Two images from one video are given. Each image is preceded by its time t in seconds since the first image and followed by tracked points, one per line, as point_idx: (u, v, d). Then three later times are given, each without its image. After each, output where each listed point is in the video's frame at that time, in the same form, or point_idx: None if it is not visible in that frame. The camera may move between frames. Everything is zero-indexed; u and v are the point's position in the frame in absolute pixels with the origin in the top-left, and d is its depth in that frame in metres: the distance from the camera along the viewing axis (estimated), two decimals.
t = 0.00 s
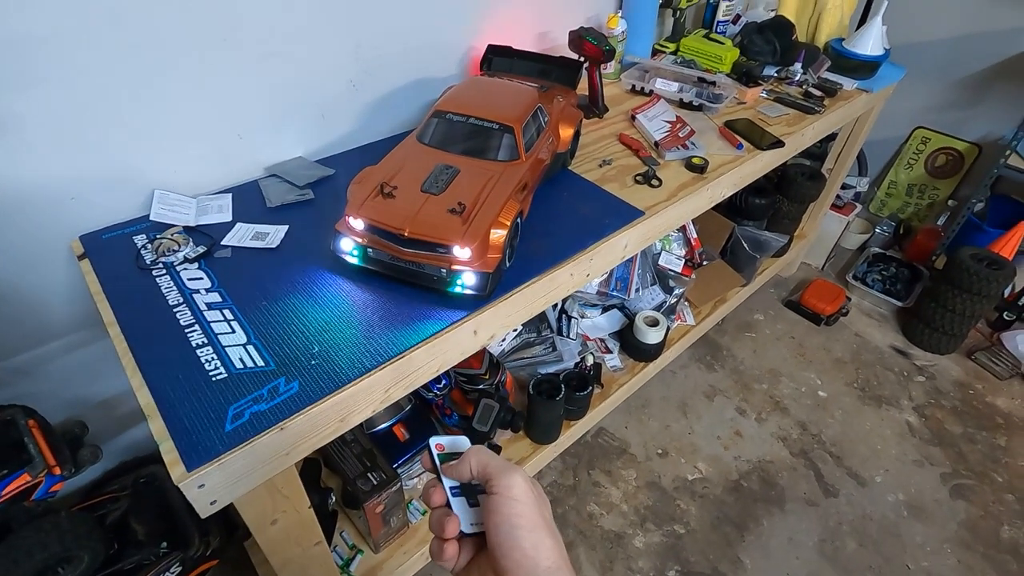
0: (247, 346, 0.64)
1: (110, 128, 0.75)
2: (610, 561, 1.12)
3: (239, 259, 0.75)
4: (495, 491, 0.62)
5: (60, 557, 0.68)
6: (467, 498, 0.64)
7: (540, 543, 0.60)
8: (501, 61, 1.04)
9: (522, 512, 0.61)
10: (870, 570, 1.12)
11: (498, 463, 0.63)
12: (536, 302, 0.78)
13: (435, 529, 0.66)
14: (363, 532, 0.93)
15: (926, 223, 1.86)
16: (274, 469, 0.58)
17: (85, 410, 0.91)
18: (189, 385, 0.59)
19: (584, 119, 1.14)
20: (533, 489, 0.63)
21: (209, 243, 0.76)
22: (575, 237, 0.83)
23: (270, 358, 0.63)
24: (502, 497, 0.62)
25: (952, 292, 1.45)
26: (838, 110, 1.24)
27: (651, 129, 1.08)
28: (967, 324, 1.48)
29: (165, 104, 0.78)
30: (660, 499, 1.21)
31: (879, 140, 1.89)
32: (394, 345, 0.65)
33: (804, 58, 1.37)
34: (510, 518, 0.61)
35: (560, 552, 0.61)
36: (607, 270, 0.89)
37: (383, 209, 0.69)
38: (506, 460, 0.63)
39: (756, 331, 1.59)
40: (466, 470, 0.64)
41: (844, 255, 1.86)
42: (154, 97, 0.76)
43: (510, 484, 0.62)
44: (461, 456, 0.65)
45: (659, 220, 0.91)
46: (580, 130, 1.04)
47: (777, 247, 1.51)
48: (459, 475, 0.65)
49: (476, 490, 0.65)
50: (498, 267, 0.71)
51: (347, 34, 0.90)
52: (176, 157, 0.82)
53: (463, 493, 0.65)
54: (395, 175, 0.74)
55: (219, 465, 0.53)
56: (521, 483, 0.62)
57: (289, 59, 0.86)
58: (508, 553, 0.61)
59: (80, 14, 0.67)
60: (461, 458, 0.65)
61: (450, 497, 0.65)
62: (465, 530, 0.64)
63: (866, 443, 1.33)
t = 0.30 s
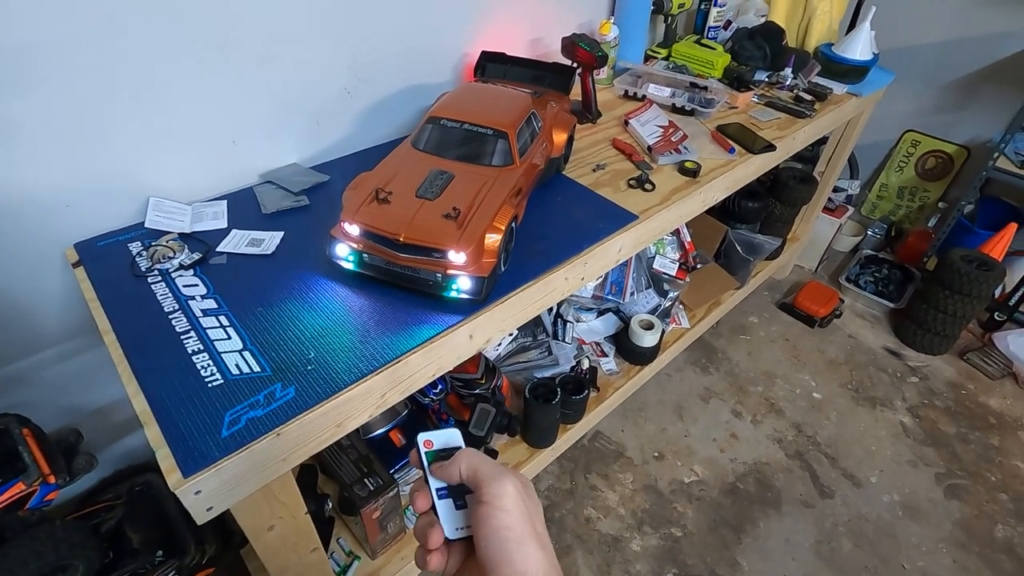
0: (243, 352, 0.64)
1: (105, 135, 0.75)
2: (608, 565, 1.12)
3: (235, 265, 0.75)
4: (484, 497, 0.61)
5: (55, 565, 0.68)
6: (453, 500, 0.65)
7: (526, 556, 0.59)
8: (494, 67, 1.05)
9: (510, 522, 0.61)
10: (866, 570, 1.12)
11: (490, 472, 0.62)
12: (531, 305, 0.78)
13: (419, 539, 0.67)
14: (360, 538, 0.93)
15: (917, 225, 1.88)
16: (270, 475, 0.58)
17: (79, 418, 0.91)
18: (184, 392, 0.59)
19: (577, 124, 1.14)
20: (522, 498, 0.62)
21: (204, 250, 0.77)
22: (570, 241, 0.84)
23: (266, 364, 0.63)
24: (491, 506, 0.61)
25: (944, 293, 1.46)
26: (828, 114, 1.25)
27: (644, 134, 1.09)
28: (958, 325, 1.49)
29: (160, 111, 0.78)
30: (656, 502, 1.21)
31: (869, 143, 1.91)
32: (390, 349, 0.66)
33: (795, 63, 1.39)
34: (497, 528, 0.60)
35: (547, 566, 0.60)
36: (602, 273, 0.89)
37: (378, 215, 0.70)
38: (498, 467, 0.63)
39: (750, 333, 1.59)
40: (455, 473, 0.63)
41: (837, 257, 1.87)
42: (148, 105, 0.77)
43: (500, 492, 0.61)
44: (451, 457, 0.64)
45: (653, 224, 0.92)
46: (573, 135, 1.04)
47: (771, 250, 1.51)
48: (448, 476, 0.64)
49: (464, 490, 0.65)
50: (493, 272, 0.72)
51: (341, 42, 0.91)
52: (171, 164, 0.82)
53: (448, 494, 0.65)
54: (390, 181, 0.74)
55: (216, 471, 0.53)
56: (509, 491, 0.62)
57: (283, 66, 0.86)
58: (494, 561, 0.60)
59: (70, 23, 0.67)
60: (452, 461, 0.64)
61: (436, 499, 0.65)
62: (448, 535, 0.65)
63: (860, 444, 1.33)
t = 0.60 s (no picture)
0: (233, 354, 0.64)
1: (93, 137, 0.74)
2: (602, 563, 1.12)
3: (224, 266, 0.75)
4: (486, 495, 0.61)
5: (43, 571, 0.67)
6: (441, 494, 0.65)
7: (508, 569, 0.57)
8: (485, 67, 1.05)
9: (503, 530, 0.59)
10: (857, 565, 1.13)
11: (497, 470, 0.62)
12: (523, 304, 0.78)
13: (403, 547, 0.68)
14: (353, 540, 0.92)
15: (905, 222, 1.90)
16: (260, 477, 0.58)
17: (68, 422, 0.90)
18: (173, 394, 0.59)
19: (568, 123, 1.15)
20: (524, 510, 0.61)
21: (192, 251, 0.76)
22: (561, 239, 0.84)
23: (256, 365, 0.62)
24: (490, 507, 0.60)
25: (932, 289, 1.48)
26: (817, 112, 1.26)
27: (634, 133, 1.09)
28: (947, 321, 1.50)
29: (147, 112, 0.77)
30: (650, 500, 1.22)
31: (858, 141, 1.92)
32: (381, 349, 0.65)
33: (783, 61, 1.39)
34: (490, 532, 0.60)
35: None
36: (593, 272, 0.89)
37: (368, 215, 0.69)
38: (507, 469, 0.62)
39: (742, 331, 1.60)
40: (467, 462, 0.64)
41: (827, 255, 1.88)
42: (136, 106, 0.76)
43: (502, 496, 0.60)
44: (469, 446, 0.65)
45: (644, 223, 0.92)
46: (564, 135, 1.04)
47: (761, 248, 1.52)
48: (459, 467, 0.65)
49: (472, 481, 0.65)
50: (484, 271, 0.72)
51: (330, 42, 0.90)
52: (159, 165, 0.82)
53: (436, 488, 0.65)
54: (380, 181, 0.74)
55: (205, 474, 0.52)
56: (512, 497, 0.60)
57: (271, 66, 0.86)
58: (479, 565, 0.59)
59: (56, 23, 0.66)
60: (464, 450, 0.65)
61: (421, 493, 0.65)
62: (432, 534, 0.65)
63: (850, 440, 1.34)
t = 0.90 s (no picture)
0: (228, 353, 0.63)
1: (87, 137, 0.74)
2: (600, 560, 1.12)
3: (218, 265, 0.74)
4: (490, 499, 0.60)
5: (40, 571, 0.67)
6: (438, 497, 0.65)
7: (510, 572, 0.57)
8: (481, 64, 1.05)
9: (506, 534, 0.59)
10: (854, 560, 1.13)
11: (501, 474, 0.61)
12: (519, 302, 0.78)
13: (401, 550, 0.66)
14: (351, 538, 0.92)
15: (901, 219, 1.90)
16: (256, 476, 0.58)
17: (63, 422, 0.90)
18: (168, 394, 0.58)
19: (564, 121, 1.14)
20: (526, 515, 0.60)
21: (187, 250, 0.76)
22: (557, 236, 0.84)
23: (251, 364, 0.62)
24: (493, 511, 0.60)
25: (928, 285, 1.48)
26: (813, 108, 1.26)
27: (630, 130, 1.09)
28: (943, 317, 1.51)
29: (142, 112, 0.77)
30: (647, 496, 1.22)
31: (854, 137, 1.92)
32: (377, 347, 0.65)
33: (780, 58, 1.39)
34: (493, 536, 0.59)
35: None
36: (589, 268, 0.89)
37: (363, 213, 0.69)
38: (512, 472, 0.61)
39: (739, 328, 1.60)
40: (472, 463, 0.64)
41: (823, 251, 1.88)
42: (130, 105, 0.76)
43: (506, 500, 0.60)
44: (474, 446, 0.65)
45: (640, 219, 0.92)
46: (560, 132, 1.04)
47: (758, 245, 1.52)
48: (465, 467, 0.64)
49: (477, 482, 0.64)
50: (479, 268, 0.71)
51: (324, 39, 0.90)
52: (154, 164, 0.81)
53: (433, 493, 0.65)
54: (375, 179, 0.74)
55: (200, 473, 0.52)
56: (515, 502, 0.60)
57: (266, 64, 0.85)
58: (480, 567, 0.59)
59: (49, 22, 0.66)
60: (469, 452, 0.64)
61: (418, 499, 0.65)
62: (430, 539, 0.65)
63: (847, 436, 1.35)
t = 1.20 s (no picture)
0: (227, 350, 0.63)
1: (86, 137, 0.74)
2: (600, 556, 1.12)
3: (217, 263, 0.74)
4: (472, 498, 0.60)
5: (41, 569, 0.67)
6: (446, 494, 0.65)
7: (509, 563, 0.58)
8: (479, 61, 1.04)
9: (496, 527, 0.59)
10: (854, 555, 1.13)
11: (479, 475, 0.61)
12: (518, 298, 0.78)
13: (408, 542, 0.68)
14: (352, 535, 0.93)
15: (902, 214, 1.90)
16: (255, 473, 0.58)
17: (64, 420, 0.90)
18: (168, 391, 0.58)
19: (563, 117, 1.14)
20: (511, 508, 0.60)
21: (186, 248, 0.76)
22: (556, 233, 0.84)
23: (251, 362, 0.62)
24: (478, 508, 0.60)
25: (929, 281, 1.48)
26: (813, 104, 1.26)
27: (629, 126, 1.09)
28: (943, 312, 1.50)
29: (141, 111, 0.77)
30: (648, 493, 1.22)
31: (854, 133, 1.92)
32: (376, 344, 0.65)
33: (779, 54, 1.39)
34: (484, 531, 0.59)
35: None
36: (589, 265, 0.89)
37: (362, 210, 0.69)
38: (490, 470, 0.61)
39: (739, 324, 1.60)
40: (450, 466, 0.63)
41: (824, 247, 1.88)
42: (129, 105, 0.76)
43: (487, 498, 0.60)
44: (450, 449, 0.64)
45: (640, 216, 0.92)
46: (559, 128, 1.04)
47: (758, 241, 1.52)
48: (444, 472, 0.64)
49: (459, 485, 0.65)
50: (478, 265, 0.71)
51: (323, 36, 0.90)
52: (153, 163, 0.82)
53: (441, 490, 0.65)
54: (374, 176, 0.74)
55: (200, 470, 0.52)
56: (497, 498, 0.60)
57: (264, 62, 0.85)
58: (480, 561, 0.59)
59: (46, 20, 0.66)
60: (444, 457, 0.64)
61: (427, 495, 0.65)
62: (437, 532, 0.65)
63: (847, 431, 1.35)
